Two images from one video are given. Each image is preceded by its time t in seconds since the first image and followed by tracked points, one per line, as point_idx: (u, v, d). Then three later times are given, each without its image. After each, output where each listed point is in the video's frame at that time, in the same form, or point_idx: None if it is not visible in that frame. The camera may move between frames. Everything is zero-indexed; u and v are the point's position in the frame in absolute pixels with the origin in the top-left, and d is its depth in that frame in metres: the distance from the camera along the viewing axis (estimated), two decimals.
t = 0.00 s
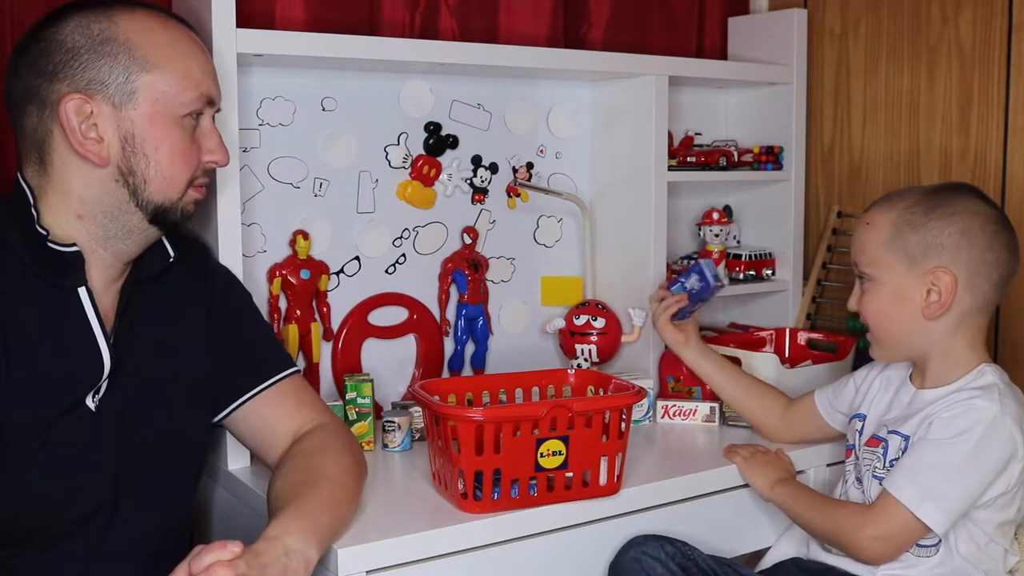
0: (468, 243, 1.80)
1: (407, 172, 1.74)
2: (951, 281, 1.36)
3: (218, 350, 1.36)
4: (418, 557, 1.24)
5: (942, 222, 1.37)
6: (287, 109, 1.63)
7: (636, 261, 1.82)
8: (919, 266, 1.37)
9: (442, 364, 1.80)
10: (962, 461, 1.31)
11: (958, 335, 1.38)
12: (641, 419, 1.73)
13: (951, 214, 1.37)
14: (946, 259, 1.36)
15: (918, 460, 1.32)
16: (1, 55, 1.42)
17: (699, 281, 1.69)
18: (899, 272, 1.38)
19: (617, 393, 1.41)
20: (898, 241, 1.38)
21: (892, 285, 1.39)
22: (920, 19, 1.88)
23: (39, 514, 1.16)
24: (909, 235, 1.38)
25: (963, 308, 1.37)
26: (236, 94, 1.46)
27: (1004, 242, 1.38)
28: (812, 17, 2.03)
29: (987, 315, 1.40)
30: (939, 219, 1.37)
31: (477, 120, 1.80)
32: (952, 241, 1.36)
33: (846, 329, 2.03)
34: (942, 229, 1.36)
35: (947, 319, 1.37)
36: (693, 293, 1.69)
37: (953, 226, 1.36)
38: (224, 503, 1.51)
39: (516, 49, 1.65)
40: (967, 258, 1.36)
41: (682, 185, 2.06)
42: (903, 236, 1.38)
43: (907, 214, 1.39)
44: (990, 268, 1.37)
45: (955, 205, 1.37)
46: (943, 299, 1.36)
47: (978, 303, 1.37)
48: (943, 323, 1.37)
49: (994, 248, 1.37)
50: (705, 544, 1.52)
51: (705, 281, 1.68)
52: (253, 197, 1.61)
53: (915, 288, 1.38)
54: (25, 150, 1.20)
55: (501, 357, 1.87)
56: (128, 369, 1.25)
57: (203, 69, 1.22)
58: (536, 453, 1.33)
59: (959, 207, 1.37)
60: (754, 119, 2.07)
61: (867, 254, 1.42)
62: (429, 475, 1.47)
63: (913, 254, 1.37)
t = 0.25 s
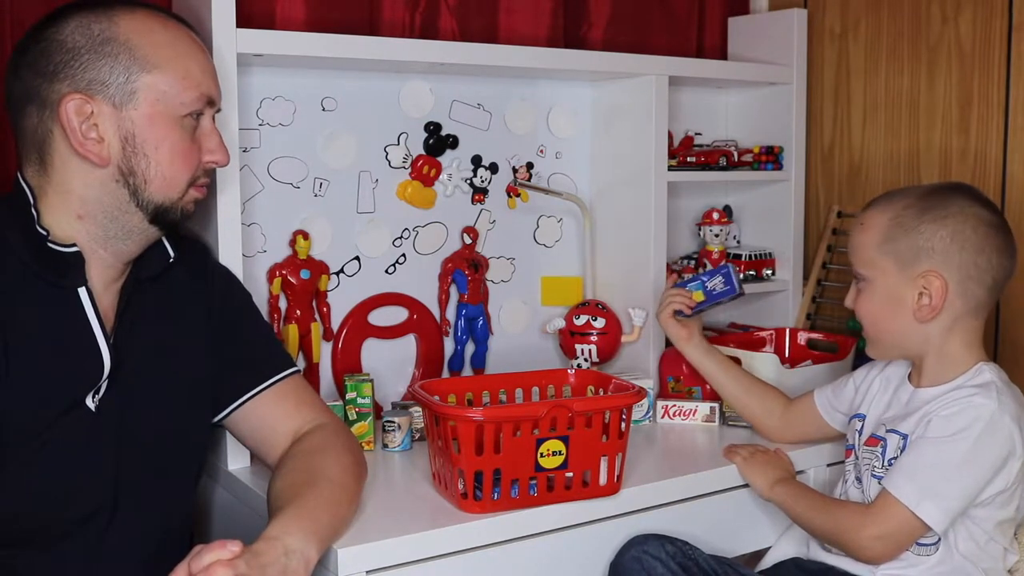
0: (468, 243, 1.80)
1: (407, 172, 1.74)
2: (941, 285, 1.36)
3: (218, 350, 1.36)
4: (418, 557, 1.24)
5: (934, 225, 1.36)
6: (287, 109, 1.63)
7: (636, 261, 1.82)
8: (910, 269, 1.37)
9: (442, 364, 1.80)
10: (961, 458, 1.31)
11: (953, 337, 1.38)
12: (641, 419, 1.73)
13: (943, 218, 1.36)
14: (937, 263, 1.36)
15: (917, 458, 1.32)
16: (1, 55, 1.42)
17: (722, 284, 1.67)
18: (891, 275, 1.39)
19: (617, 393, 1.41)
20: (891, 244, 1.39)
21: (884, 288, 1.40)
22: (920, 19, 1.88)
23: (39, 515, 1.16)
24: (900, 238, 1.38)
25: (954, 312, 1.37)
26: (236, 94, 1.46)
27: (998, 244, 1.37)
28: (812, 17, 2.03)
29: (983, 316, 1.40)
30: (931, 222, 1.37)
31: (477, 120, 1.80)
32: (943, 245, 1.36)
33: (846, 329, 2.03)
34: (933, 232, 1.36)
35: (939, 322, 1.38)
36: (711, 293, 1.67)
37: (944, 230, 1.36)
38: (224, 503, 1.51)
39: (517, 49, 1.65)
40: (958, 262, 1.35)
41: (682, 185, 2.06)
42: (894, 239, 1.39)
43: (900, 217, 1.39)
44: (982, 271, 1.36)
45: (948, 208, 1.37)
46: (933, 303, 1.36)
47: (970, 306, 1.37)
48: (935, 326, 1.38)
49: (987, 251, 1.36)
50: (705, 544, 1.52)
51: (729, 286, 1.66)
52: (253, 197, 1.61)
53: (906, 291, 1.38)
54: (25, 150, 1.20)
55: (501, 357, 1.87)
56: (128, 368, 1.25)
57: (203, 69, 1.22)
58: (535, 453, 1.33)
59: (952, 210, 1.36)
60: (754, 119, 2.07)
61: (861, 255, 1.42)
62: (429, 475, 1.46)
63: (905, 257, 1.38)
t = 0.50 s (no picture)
0: (468, 243, 1.80)
1: (407, 172, 1.74)
2: (936, 288, 1.36)
3: (218, 348, 1.36)
4: (418, 557, 1.24)
5: (928, 228, 1.36)
6: (287, 109, 1.63)
7: (636, 261, 1.82)
8: (904, 272, 1.37)
9: (442, 364, 1.80)
10: (959, 457, 1.30)
11: (949, 338, 1.38)
12: (641, 419, 1.73)
13: (938, 220, 1.36)
14: (931, 266, 1.36)
15: (915, 458, 1.32)
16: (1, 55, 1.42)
17: (732, 281, 1.74)
18: (886, 277, 1.39)
19: (617, 393, 1.42)
20: (885, 246, 1.39)
21: (879, 290, 1.40)
22: (920, 19, 1.88)
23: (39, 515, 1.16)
24: (894, 241, 1.38)
25: (949, 314, 1.37)
26: (236, 94, 1.46)
27: (994, 246, 1.37)
28: (812, 16, 2.03)
29: (980, 317, 1.39)
30: (925, 224, 1.37)
31: (477, 120, 1.80)
32: (938, 247, 1.36)
33: (846, 329, 2.03)
34: (927, 235, 1.36)
35: (934, 324, 1.38)
36: (720, 289, 1.73)
37: (939, 232, 1.36)
38: (224, 503, 1.51)
39: (517, 49, 1.65)
40: (952, 264, 1.35)
41: (682, 185, 2.06)
42: (889, 242, 1.39)
43: (895, 219, 1.39)
44: (978, 272, 1.36)
45: (943, 210, 1.37)
46: (928, 305, 1.36)
47: (965, 308, 1.37)
48: (931, 327, 1.38)
49: (982, 253, 1.36)
50: (705, 544, 1.52)
51: (739, 285, 1.74)
52: (253, 197, 1.61)
53: (901, 294, 1.38)
54: (25, 152, 1.20)
55: (501, 357, 1.87)
56: (128, 368, 1.25)
57: (199, 60, 1.22)
58: (535, 453, 1.33)
59: (946, 212, 1.36)
60: (754, 119, 2.07)
61: (856, 258, 1.42)
62: (429, 474, 1.47)
63: (898, 260, 1.38)
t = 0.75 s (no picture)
0: (468, 243, 1.80)
1: (407, 172, 1.74)
2: (933, 290, 1.36)
3: (219, 345, 1.36)
4: (418, 557, 1.24)
5: (925, 230, 1.36)
6: (287, 109, 1.63)
7: (636, 261, 1.82)
8: (901, 275, 1.37)
9: (442, 364, 1.80)
10: (956, 457, 1.31)
11: (947, 339, 1.38)
12: (641, 419, 1.73)
13: (936, 223, 1.36)
14: (929, 269, 1.36)
15: (913, 457, 1.32)
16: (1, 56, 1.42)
17: (737, 281, 1.72)
18: (883, 279, 1.39)
19: (617, 393, 1.42)
20: (882, 249, 1.39)
21: (877, 293, 1.40)
22: (920, 19, 1.88)
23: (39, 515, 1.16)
24: (891, 244, 1.38)
25: (947, 316, 1.37)
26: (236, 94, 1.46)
27: (992, 247, 1.37)
28: (812, 16, 2.03)
29: (978, 317, 1.39)
30: (922, 227, 1.37)
31: (477, 120, 1.80)
32: (935, 250, 1.36)
33: (846, 329, 2.03)
34: (925, 237, 1.36)
35: (932, 326, 1.38)
36: (724, 288, 1.71)
37: (936, 235, 1.36)
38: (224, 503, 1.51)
39: (517, 49, 1.65)
40: (950, 267, 1.35)
41: (682, 185, 2.06)
42: (886, 244, 1.39)
43: (892, 221, 1.39)
44: (976, 274, 1.36)
45: (940, 212, 1.37)
46: (926, 308, 1.36)
47: (963, 310, 1.37)
48: (930, 329, 1.38)
49: (980, 255, 1.36)
50: (705, 544, 1.52)
51: (744, 285, 1.72)
52: (253, 197, 1.61)
53: (899, 296, 1.38)
54: (24, 156, 1.19)
55: (501, 357, 1.87)
56: (128, 368, 1.25)
57: (189, 46, 1.22)
58: (535, 453, 1.33)
59: (943, 214, 1.36)
60: (754, 119, 2.07)
61: (853, 260, 1.42)
62: (429, 475, 1.47)
63: (896, 263, 1.38)
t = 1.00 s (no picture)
0: (468, 243, 1.80)
1: (407, 172, 1.74)
2: (933, 292, 1.36)
3: (223, 350, 1.35)
4: (418, 556, 1.24)
5: (925, 232, 1.36)
6: (287, 109, 1.63)
7: (636, 261, 1.82)
8: (901, 276, 1.38)
9: (442, 364, 1.80)
10: (956, 457, 1.31)
11: (947, 339, 1.38)
12: (641, 420, 1.73)
13: (935, 224, 1.36)
14: (929, 270, 1.36)
15: (913, 457, 1.32)
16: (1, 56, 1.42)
17: (738, 282, 1.74)
18: (883, 280, 1.39)
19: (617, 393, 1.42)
20: (882, 250, 1.39)
21: (877, 294, 1.40)
22: (920, 19, 1.88)
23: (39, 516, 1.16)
24: (891, 245, 1.38)
25: (948, 317, 1.37)
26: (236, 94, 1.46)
27: (991, 248, 1.37)
28: (812, 16, 2.03)
29: (978, 317, 1.39)
30: (922, 228, 1.37)
31: (477, 120, 1.80)
32: (935, 251, 1.36)
33: (846, 329, 2.03)
34: (924, 239, 1.36)
35: (932, 327, 1.38)
36: (725, 289, 1.73)
37: (936, 236, 1.36)
38: (224, 503, 1.51)
39: (517, 49, 1.65)
40: (950, 268, 1.35)
41: (682, 185, 2.06)
42: (886, 246, 1.39)
43: (891, 222, 1.39)
44: (975, 275, 1.36)
45: (940, 213, 1.37)
46: (926, 309, 1.36)
47: (963, 311, 1.37)
48: (930, 330, 1.38)
49: (980, 255, 1.36)
50: (705, 544, 1.52)
51: (746, 286, 1.74)
52: (253, 197, 1.61)
53: (899, 297, 1.38)
54: (35, 156, 1.19)
55: (501, 357, 1.87)
56: (132, 377, 1.25)
57: (214, 64, 1.22)
58: (535, 453, 1.33)
59: (943, 215, 1.36)
60: (754, 119, 2.07)
61: (853, 261, 1.42)
62: (429, 475, 1.47)
63: (896, 265, 1.38)
